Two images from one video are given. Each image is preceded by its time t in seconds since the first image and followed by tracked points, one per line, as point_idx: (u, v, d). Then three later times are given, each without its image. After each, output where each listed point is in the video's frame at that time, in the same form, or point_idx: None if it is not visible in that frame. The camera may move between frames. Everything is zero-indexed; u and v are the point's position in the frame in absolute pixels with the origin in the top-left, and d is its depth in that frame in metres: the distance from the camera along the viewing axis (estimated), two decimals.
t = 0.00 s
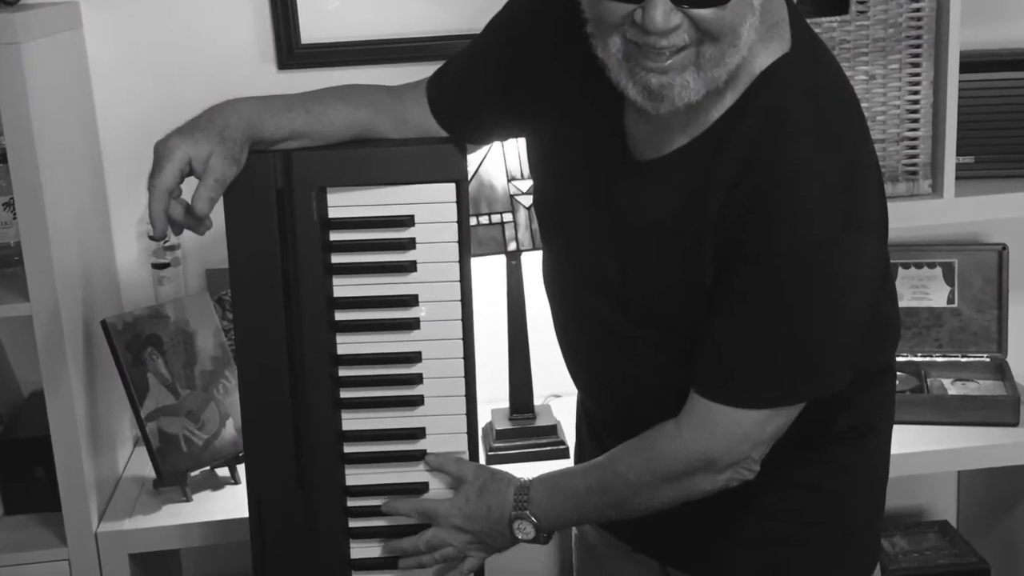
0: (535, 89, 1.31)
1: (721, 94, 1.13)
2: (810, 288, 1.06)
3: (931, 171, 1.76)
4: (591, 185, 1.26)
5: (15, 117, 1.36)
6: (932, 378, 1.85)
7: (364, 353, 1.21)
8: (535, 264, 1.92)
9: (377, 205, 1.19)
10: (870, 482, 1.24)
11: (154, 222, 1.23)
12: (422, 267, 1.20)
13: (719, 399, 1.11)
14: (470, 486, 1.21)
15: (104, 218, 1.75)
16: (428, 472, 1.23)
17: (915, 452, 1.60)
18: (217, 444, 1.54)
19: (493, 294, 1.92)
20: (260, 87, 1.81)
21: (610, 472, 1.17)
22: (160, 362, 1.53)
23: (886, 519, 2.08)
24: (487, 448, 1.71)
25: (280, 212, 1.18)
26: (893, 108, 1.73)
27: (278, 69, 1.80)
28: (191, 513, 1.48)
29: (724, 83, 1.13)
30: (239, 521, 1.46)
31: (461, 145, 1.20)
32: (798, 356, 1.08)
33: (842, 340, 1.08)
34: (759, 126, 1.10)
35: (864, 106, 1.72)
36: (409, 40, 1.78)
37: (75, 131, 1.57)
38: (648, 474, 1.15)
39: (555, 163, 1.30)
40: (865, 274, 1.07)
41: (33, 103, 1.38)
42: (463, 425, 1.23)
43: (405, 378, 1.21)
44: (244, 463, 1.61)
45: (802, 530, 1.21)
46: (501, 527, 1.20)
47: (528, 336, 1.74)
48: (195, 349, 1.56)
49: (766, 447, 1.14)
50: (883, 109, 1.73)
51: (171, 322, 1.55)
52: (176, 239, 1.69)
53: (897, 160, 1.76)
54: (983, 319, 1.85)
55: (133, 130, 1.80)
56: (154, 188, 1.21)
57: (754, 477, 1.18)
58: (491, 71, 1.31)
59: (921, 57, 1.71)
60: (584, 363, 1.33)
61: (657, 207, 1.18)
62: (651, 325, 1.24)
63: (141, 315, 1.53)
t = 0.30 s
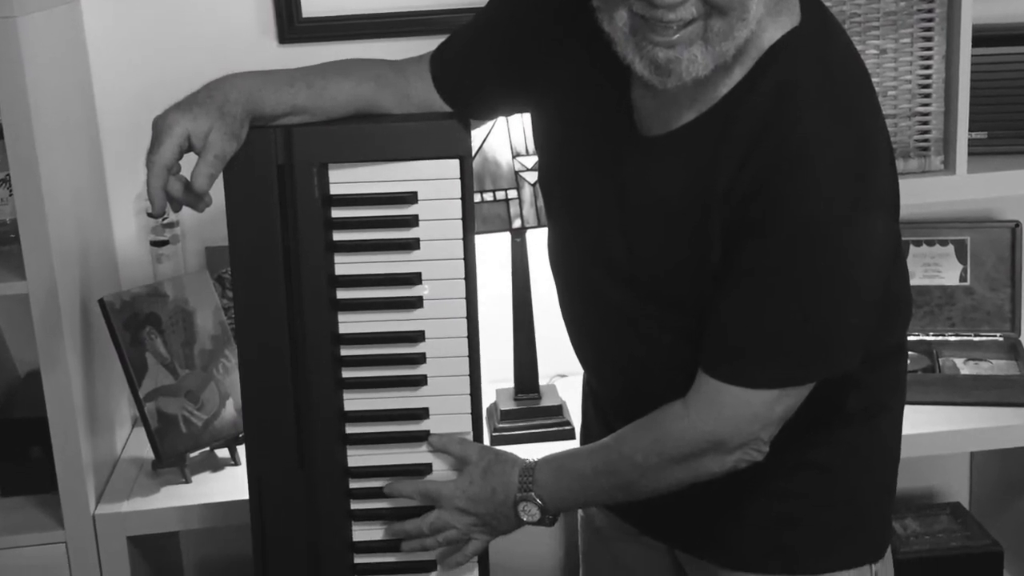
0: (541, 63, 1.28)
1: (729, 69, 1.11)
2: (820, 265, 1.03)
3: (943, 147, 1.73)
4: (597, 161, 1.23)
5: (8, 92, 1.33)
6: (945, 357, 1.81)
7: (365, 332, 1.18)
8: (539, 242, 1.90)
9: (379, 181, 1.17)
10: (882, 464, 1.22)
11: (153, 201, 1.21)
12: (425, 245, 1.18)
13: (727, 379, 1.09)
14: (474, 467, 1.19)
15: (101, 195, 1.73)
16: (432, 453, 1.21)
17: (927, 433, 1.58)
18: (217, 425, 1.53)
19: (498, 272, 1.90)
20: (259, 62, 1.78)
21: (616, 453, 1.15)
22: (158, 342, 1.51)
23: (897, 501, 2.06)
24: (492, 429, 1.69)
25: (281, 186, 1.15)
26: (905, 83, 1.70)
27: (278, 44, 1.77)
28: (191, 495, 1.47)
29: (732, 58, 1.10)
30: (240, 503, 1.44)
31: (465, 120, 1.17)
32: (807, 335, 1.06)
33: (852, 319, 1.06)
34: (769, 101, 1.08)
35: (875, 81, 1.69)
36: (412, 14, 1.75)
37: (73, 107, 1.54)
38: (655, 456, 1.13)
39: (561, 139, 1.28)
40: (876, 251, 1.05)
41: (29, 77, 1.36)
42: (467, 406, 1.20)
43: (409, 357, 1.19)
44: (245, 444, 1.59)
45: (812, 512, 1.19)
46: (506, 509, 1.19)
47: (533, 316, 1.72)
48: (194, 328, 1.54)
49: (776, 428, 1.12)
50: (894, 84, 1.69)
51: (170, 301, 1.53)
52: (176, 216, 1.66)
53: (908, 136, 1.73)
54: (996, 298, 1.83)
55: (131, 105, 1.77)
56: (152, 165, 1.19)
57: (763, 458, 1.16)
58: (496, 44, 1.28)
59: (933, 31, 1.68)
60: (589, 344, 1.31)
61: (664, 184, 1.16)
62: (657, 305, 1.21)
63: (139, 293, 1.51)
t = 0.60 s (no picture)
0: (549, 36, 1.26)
1: (737, 42, 1.09)
2: (830, 242, 1.01)
3: (955, 122, 1.71)
4: (604, 137, 1.21)
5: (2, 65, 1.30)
6: (957, 335, 1.80)
7: (367, 310, 1.16)
8: (545, 219, 1.88)
9: (381, 156, 1.14)
10: (893, 446, 1.20)
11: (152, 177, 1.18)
12: (428, 222, 1.15)
13: (735, 357, 1.07)
14: (478, 448, 1.17)
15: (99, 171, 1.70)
16: (435, 434, 1.19)
17: (939, 413, 1.56)
18: (216, 404, 1.51)
19: (502, 250, 1.88)
20: (259, 36, 1.75)
21: (623, 432, 1.14)
22: (157, 321, 1.48)
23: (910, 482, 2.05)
24: (496, 409, 1.67)
25: (282, 163, 1.13)
26: (917, 57, 1.66)
27: (278, 17, 1.75)
28: (190, 476, 1.45)
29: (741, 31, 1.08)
30: (241, 484, 1.42)
31: (468, 94, 1.15)
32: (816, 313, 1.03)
33: (863, 297, 1.03)
34: (779, 74, 1.05)
35: (886, 55, 1.66)
36: None
37: (70, 81, 1.52)
38: (662, 436, 1.11)
39: (568, 115, 1.25)
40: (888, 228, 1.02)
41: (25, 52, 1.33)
42: (471, 385, 1.18)
43: (412, 336, 1.16)
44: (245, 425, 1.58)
45: (822, 494, 1.17)
46: (510, 490, 1.18)
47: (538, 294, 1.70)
48: (194, 306, 1.53)
49: (785, 408, 1.09)
50: (905, 58, 1.66)
51: (168, 279, 1.51)
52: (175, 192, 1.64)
53: (920, 110, 1.70)
54: (1010, 276, 1.80)
55: (129, 79, 1.74)
56: (150, 140, 1.16)
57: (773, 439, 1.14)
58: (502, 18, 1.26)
59: (945, 3, 1.65)
60: (595, 323, 1.29)
61: (672, 159, 1.13)
62: (665, 283, 1.19)
63: (138, 270, 1.49)
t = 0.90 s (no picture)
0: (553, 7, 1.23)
1: (748, 15, 1.05)
2: (840, 220, 0.98)
3: (968, 96, 1.67)
4: (611, 113, 1.18)
5: None
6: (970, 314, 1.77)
7: (370, 288, 1.14)
8: (550, 194, 1.85)
9: (383, 131, 1.12)
10: (905, 427, 1.18)
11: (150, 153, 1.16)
12: (432, 198, 1.13)
13: (744, 336, 1.04)
14: (482, 428, 1.15)
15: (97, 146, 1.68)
16: (438, 414, 1.17)
17: (952, 392, 1.54)
18: (215, 384, 1.49)
19: (507, 226, 1.86)
20: (260, 8, 1.72)
21: (630, 413, 1.12)
22: (155, 299, 1.47)
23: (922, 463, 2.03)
24: (501, 388, 1.65)
25: (283, 143, 1.11)
26: (929, 29, 1.63)
27: None
28: (189, 457, 1.43)
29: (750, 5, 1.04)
30: (241, 465, 1.41)
31: (472, 68, 1.13)
32: (827, 293, 1.01)
33: (875, 276, 1.01)
34: (789, 49, 1.02)
35: (898, 28, 1.63)
36: None
37: (67, 53, 1.50)
38: (671, 416, 1.09)
39: (574, 91, 1.23)
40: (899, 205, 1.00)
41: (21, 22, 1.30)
42: (475, 363, 1.16)
43: (415, 314, 1.14)
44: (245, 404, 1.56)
45: (833, 474, 1.15)
46: (515, 471, 1.15)
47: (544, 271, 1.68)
48: (193, 284, 1.51)
49: (795, 387, 1.07)
50: (918, 31, 1.63)
51: (167, 256, 1.49)
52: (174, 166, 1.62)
53: (932, 85, 1.67)
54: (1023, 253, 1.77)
55: (127, 53, 1.71)
56: (148, 115, 1.14)
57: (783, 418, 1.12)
58: None
59: None
60: (601, 301, 1.26)
61: (680, 136, 1.11)
62: (672, 262, 1.17)
63: (136, 248, 1.46)
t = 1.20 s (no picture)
0: None
1: None
2: (852, 195, 0.96)
3: (982, 70, 1.64)
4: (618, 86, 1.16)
5: None
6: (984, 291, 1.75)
7: (373, 265, 1.12)
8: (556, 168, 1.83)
9: (386, 105, 1.09)
10: (917, 407, 1.16)
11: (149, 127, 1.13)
12: (435, 172, 1.11)
13: (754, 314, 1.02)
14: (487, 408, 1.13)
15: (94, 121, 1.65)
16: (442, 393, 1.15)
17: (965, 370, 1.52)
18: (214, 362, 1.47)
19: (512, 201, 1.84)
20: None
21: (638, 391, 1.10)
22: (154, 276, 1.45)
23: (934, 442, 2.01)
24: (506, 366, 1.63)
25: (284, 114, 1.08)
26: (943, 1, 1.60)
27: None
28: (189, 436, 1.42)
29: None
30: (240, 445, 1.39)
31: (476, 40, 1.10)
32: (838, 270, 0.98)
33: (887, 252, 0.98)
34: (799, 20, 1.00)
35: None
36: None
37: (64, 26, 1.47)
38: (678, 395, 1.08)
39: (581, 64, 1.20)
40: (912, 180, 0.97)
41: None
42: (480, 342, 1.14)
43: (418, 292, 1.12)
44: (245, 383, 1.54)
45: (843, 454, 1.13)
46: (520, 451, 1.15)
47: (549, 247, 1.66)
48: (191, 261, 1.49)
49: (805, 365, 1.05)
50: (931, 3, 1.60)
51: (166, 232, 1.47)
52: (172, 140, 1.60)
53: (945, 58, 1.63)
54: None
55: (125, 26, 1.68)
56: (147, 88, 1.11)
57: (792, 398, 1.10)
58: None
59: None
60: (607, 279, 1.24)
61: (689, 109, 1.08)
62: (680, 238, 1.14)
63: (135, 224, 1.45)
